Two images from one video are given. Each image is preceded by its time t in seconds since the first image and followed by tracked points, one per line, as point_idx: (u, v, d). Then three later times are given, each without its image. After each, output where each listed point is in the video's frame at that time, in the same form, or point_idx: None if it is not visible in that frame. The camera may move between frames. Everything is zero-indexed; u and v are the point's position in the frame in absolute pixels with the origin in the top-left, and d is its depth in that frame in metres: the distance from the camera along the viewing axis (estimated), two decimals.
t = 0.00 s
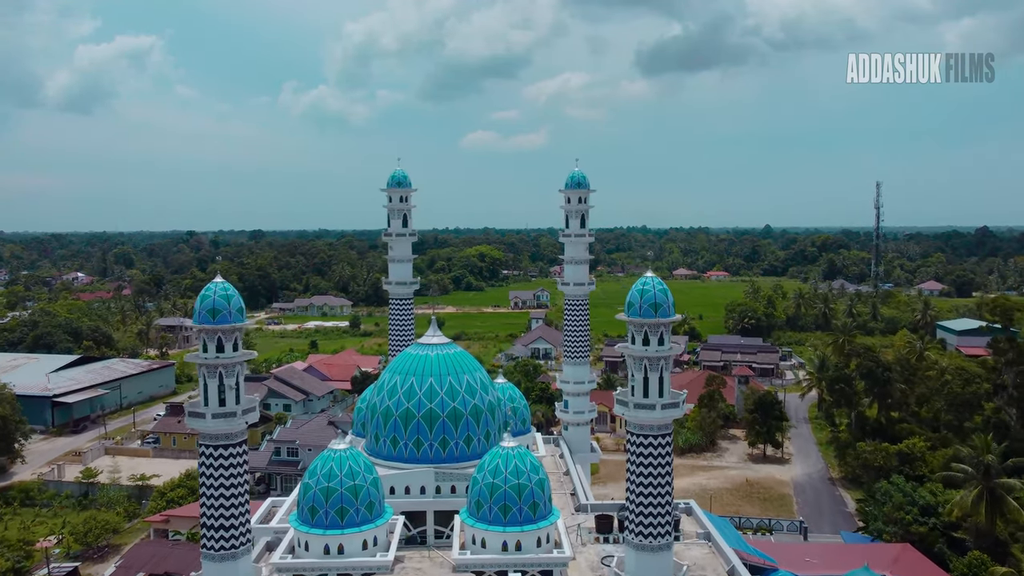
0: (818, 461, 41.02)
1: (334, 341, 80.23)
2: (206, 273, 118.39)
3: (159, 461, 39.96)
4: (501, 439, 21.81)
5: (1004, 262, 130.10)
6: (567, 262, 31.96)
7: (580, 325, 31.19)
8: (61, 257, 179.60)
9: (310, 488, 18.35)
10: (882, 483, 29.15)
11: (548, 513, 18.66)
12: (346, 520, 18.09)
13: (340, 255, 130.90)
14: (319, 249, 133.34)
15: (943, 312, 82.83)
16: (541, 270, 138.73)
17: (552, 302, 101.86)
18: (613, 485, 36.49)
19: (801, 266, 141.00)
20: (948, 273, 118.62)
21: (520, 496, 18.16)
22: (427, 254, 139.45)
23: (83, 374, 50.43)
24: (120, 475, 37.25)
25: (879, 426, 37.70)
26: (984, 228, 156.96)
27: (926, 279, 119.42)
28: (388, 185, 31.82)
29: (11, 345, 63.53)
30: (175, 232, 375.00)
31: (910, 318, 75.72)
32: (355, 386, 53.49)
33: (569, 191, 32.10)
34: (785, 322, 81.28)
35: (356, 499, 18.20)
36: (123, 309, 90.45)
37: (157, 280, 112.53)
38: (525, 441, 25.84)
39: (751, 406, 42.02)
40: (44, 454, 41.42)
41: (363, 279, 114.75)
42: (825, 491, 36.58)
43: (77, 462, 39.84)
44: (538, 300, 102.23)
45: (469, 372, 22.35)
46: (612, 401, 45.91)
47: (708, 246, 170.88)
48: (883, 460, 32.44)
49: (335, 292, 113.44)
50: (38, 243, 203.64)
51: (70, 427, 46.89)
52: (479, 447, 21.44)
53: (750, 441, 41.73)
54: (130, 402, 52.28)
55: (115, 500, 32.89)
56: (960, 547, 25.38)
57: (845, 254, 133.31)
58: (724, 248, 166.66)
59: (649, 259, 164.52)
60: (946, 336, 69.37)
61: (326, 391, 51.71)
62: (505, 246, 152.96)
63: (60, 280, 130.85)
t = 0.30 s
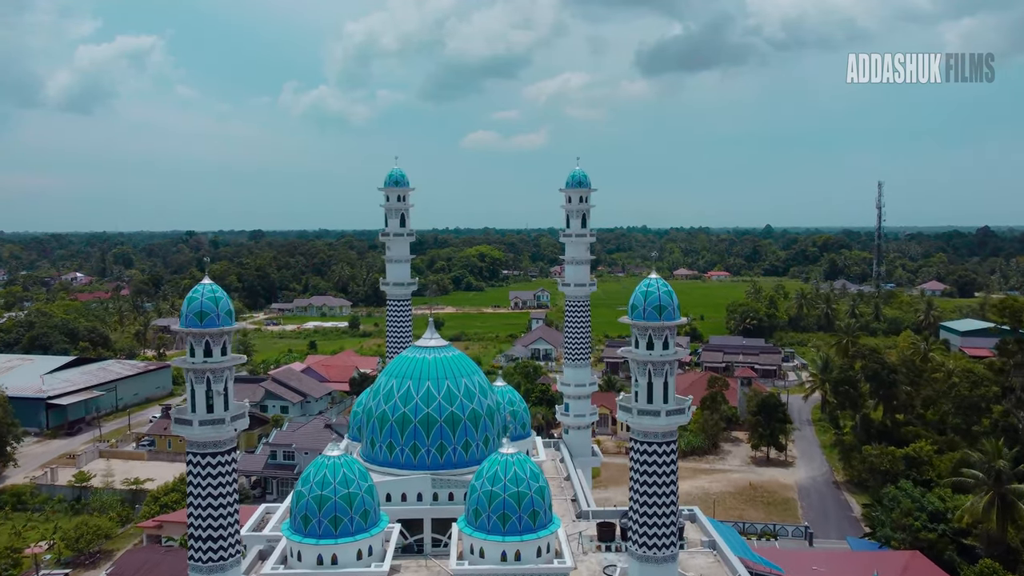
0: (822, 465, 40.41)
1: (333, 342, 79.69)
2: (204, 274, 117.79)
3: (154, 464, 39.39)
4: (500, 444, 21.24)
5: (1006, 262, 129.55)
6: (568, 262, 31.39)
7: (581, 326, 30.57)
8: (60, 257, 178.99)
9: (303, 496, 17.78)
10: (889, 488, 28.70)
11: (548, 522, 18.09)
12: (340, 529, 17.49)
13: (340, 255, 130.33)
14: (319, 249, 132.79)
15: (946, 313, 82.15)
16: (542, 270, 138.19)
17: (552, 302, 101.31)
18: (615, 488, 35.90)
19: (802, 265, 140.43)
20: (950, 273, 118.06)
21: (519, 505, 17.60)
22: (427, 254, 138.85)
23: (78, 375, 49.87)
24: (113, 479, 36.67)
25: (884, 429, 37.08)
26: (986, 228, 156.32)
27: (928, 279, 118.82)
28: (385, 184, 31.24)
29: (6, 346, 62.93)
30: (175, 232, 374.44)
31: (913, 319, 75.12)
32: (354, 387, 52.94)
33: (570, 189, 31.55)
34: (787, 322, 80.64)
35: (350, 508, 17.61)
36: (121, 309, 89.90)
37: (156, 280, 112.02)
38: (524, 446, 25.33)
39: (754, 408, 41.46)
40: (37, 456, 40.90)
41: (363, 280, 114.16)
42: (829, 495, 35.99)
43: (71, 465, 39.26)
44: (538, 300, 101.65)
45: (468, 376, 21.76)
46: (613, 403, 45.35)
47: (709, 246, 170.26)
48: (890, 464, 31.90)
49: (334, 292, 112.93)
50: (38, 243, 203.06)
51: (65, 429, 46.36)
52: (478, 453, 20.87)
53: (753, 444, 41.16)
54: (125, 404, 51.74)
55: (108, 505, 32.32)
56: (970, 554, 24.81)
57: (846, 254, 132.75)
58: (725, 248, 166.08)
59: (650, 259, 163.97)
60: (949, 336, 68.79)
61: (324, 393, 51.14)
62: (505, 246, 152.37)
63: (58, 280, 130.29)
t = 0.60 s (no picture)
0: (827, 468, 39.81)
1: (332, 343, 79.18)
2: (203, 274, 117.32)
3: (149, 467, 38.82)
4: (500, 450, 20.65)
5: (1008, 262, 128.98)
6: (569, 262, 30.79)
7: (582, 328, 30.00)
8: (59, 258, 178.54)
9: (295, 505, 17.19)
10: (897, 493, 28.20)
11: (549, 531, 17.52)
12: (333, 539, 16.90)
13: (339, 255, 129.82)
14: (319, 249, 132.26)
15: (949, 313, 81.60)
16: (542, 270, 137.68)
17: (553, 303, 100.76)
18: (617, 493, 35.35)
19: (803, 266, 139.86)
20: (952, 273, 117.47)
21: (519, 513, 17.02)
22: (426, 254, 138.39)
23: (73, 377, 49.29)
24: (107, 483, 36.12)
25: (890, 432, 36.49)
26: (987, 228, 155.81)
27: (930, 279, 118.26)
28: (383, 182, 30.66)
29: (2, 347, 62.38)
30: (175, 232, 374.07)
31: (915, 320, 74.57)
32: (352, 389, 52.38)
33: (570, 188, 30.96)
34: (789, 323, 80.08)
35: (344, 517, 17.03)
36: (119, 310, 89.29)
37: (154, 280, 111.50)
38: (523, 450, 24.82)
39: (757, 411, 40.87)
40: (31, 459, 40.37)
41: (363, 280, 113.66)
42: (835, 500, 35.39)
43: (64, 469, 38.66)
44: (538, 300, 101.10)
45: (466, 380, 21.18)
46: (615, 405, 44.78)
47: (710, 245, 169.65)
48: (897, 468, 31.34)
49: (334, 292, 112.41)
50: (37, 243, 202.57)
51: (59, 432, 45.82)
52: (476, 459, 20.30)
53: (757, 447, 40.57)
54: (121, 406, 51.17)
55: (101, 509, 31.74)
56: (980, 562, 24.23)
57: (848, 254, 132.18)
58: (725, 247, 165.58)
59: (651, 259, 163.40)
60: (953, 337, 68.20)
61: (322, 394, 50.58)
62: (505, 246, 151.83)
63: (57, 280, 129.61)
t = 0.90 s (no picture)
0: (831, 472, 39.23)
1: (331, 343, 78.66)
2: (202, 274, 116.78)
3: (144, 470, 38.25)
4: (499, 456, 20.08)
5: (1010, 262, 128.42)
6: (570, 263, 30.20)
7: (583, 330, 29.44)
8: (59, 258, 178.07)
9: (287, 514, 16.58)
10: (905, 498, 27.68)
11: (550, 541, 16.88)
12: (326, 550, 16.25)
13: (339, 255, 129.28)
14: (318, 249, 131.73)
15: (952, 313, 80.96)
16: (543, 270, 137.12)
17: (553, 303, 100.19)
18: (618, 497, 34.77)
19: (805, 266, 139.30)
20: (954, 273, 116.90)
21: (519, 523, 16.38)
22: (426, 254, 137.86)
23: (68, 378, 48.70)
24: (100, 486, 35.55)
25: (896, 435, 35.93)
26: (989, 227, 155.24)
27: (932, 279, 117.65)
28: (380, 181, 30.07)
29: None
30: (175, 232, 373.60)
31: (919, 320, 73.97)
32: (350, 391, 51.81)
33: (572, 187, 30.37)
34: (792, 323, 79.47)
35: (338, 526, 16.40)
36: (117, 310, 88.74)
37: (153, 280, 111.00)
38: (523, 455, 24.27)
39: (761, 413, 40.31)
40: (25, 462, 39.83)
41: (362, 280, 113.14)
42: (841, 504, 34.77)
43: (58, 472, 38.08)
44: (539, 300, 100.48)
45: (464, 384, 20.58)
46: (617, 407, 44.22)
47: (711, 245, 169.04)
48: (904, 473, 30.78)
49: (333, 292, 111.88)
50: (37, 243, 202.09)
51: (54, 434, 45.25)
52: (474, 465, 19.72)
53: (760, 450, 40.00)
54: (117, 407, 50.59)
55: (94, 514, 31.16)
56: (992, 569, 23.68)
57: (849, 254, 131.62)
58: (726, 247, 165.02)
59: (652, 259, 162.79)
60: (957, 338, 67.61)
61: (320, 396, 50.04)
62: (505, 246, 151.25)
63: (56, 280, 129.16)
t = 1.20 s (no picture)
0: (837, 475, 38.62)
1: (330, 344, 78.07)
2: (202, 274, 116.25)
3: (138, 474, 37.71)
4: (498, 463, 19.50)
5: (1013, 262, 127.70)
6: (571, 263, 29.60)
7: (584, 332, 28.87)
8: (58, 258, 177.62)
9: (278, 524, 15.97)
10: (914, 505, 27.17)
11: (551, 552, 16.23)
12: (319, 561, 15.61)
13: (339, 255, 128.72)
14: (318, 249, 131.22)
15: (956, 314, 80.22)
16: (544, 270, 136.55)
17: (554, 303, 99.60)
18: (620, 501, 34.15)
19: (806, 266, 138.64)
20: (957, 273, 116.15)
21: (519, 534, 15.76)
22: (426, 254, 137.29)
23: (64, 380, 48.10)
24: (94, 491, 34.99)
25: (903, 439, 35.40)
26: (992, 228, 154.48)
27: (935, 280, 116.97)
28: (377, 180, 29.49)
29: None
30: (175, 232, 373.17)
31: (923, 320, 73.33)
32: (349, 393, 51.25)
33: (573, 186, 29.78)
34: (794, 324, 78.80)
35: (331, 537, 15.76)
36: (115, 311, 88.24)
37: (152, 280, 110.44)
38: (522, 461, 23.73)
39: (765, 416, 39.74)
40: (18, 465, 39.26)
41: (362, 280, 112.61)
42: (847, 509, 34.19)
43: (52, 476, 37.52)
44: (540, 300, 99.82)
45: (463, 388, 19.99)
46: (619, 409, 43.64)
47: (712, 245, 168.29)
48: (912, 478, 30.24)
49: (333, 293, 111.35)
50: (37, 243, 201.76)
51: (49, 436, 44.66)
52: (473, 473, 19.14)
53: (765, 453, 39.40)
54: (113, 409, 49.99)
55: (87, 518, 30.56)
56: None
57: (851, 254, 130.93)
58: (728, 247, 164.36)
59: (653, 259, 162.09)
60: (961, 339, 66.94)
61: (318, 398, 49.48)
62: (506, 245, 150.68)
63: (55, 280, 128.67)
